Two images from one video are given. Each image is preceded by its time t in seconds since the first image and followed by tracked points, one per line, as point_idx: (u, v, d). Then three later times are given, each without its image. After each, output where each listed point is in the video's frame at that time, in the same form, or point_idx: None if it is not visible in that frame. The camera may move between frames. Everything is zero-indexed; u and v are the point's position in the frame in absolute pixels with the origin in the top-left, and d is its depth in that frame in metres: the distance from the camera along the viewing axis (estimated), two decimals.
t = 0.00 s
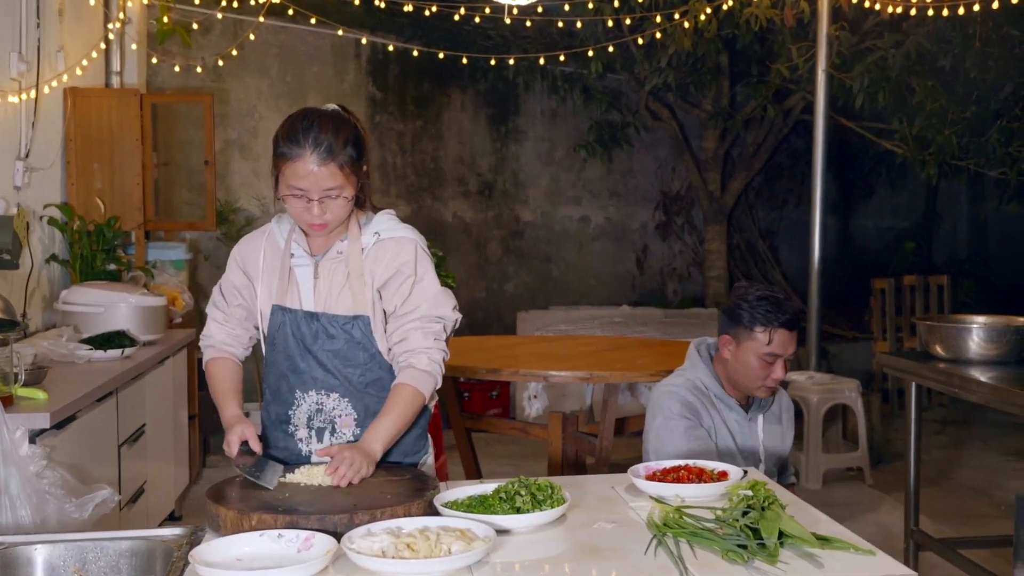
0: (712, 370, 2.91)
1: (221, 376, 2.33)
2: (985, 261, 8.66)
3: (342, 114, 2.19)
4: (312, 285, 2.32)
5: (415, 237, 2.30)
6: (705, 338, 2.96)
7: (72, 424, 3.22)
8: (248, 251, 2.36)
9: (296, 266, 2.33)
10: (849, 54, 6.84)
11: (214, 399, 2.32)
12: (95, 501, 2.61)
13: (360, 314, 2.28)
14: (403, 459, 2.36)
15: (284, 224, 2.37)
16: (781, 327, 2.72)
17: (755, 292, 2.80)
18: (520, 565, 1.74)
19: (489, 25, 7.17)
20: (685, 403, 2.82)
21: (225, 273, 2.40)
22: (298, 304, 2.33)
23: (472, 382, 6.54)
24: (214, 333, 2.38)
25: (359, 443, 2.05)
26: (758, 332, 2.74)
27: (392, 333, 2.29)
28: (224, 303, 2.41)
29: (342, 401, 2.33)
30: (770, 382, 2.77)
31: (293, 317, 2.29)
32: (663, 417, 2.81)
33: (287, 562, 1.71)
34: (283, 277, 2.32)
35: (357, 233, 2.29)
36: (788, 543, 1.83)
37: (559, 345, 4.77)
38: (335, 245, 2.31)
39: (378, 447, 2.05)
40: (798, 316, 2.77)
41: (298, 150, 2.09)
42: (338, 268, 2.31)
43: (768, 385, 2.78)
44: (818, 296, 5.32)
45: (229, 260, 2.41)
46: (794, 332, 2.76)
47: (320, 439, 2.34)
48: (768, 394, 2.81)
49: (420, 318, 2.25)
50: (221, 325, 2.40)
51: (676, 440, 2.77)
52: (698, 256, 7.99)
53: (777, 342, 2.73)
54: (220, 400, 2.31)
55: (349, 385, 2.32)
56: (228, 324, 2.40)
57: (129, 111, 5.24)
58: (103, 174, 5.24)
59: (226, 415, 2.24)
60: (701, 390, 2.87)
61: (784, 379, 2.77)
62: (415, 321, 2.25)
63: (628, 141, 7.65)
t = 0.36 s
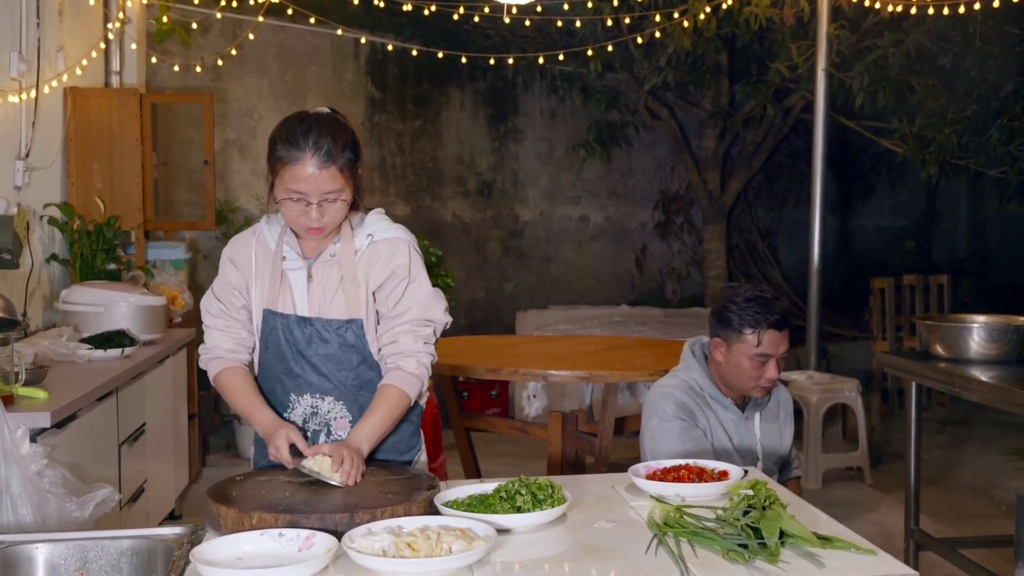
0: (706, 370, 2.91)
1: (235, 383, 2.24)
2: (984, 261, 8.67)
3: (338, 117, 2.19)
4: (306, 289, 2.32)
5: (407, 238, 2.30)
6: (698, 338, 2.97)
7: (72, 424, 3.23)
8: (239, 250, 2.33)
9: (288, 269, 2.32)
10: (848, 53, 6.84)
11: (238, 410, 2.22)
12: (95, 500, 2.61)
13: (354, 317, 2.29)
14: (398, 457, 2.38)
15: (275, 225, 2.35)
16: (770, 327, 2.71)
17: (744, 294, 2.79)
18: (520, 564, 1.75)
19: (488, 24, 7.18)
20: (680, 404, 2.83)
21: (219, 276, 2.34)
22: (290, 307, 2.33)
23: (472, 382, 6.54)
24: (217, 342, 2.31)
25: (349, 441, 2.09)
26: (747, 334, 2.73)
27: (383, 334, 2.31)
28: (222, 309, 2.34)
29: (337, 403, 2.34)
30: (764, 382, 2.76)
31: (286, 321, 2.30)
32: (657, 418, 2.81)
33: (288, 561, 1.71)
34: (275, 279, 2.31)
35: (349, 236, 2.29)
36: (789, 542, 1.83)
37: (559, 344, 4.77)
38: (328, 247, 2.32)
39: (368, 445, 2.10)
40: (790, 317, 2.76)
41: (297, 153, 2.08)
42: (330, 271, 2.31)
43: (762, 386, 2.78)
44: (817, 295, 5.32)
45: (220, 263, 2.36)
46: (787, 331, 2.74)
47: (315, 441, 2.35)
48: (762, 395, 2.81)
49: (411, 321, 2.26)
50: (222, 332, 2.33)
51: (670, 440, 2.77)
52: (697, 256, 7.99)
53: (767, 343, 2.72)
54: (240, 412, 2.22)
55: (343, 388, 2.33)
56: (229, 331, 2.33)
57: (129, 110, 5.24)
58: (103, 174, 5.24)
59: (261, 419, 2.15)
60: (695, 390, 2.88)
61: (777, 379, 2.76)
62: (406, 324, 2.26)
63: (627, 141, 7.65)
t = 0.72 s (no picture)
0: (701, 371, 2.92)
1: (235, 394, 2.23)
2: (987, 261, 8.67)
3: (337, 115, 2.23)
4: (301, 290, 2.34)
5: (398, 238, 2.39)
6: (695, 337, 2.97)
7: (75, 423, 3.23)
8: (225, 252, 2.29)
9: (281, 270, 2.33)
10: (850, 52, 6.83)
11: (246, 419, 2.21)
12: (98, 499, 2.63)
13: (353, 316, 2.33)
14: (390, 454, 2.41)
15: (260, 227, 2.35)
16: (757, 331, 2.71)
17: (732, 296, 2.78)
18: (522, 564, 1.75)
19: (490, 24, 7.18)
20: (674, 405, 2.84)
21: (206, 284, 2.29)
22: (284, 309, 2.33)
23: (474, 381, 6.54)
24: (210, 351, 2.28)
25: (351, 433, 2.15)
26: (733, 337, 2.74)
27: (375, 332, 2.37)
28: (212, 317, 2.30)
29: (336, 404, 2.36)
30: (753, 386, 2.77)
31: (284, 322, 2.30)
32: (653, 420, 2.82)
33: (290, 561, 1.72)
34: (268, 281, 2.31)
35: (343, 237, 2.34)
36: (792, 542, 1.83)
37: (560, 344, 4.77)
38: (321, 248, 2.34)
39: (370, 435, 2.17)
40: (779, 317, 2.74)
41: (305, 146, 2.10)
42: (325, 272, 2.34)
43: (753, 388, 2.78)
44: (819, 295, 5.32)
45: (201, 270, 2.30)
46: (774, 334, 2.73)
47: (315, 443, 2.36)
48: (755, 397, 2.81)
49: (402, 319, 2.35)
50: (214, 342, 2.29)
51: (665, 442, 2.79)
52: (699, 255, 8.00)
53: (752, 346, 2.72)
54: (246, 417, 2.21)
55: (341, 388, 2.36)
56: (220, 340, 2.30)
57: (133, 110, 5.25)
58: (106, 174, 5.25)
59: (268, 425, 2.16)
60: (691, 392, 2.88)
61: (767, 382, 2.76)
62: (400, 321, 2.35)
63: (629, 140, 7.66)
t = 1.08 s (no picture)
0: (702, 372, 2.91)
1: (250, 384, 2.19)
2: (991, 260, 8.65)
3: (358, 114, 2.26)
4: (318, 287, 2.36)
5: (407, 239, 2.51)
6: (695, 337, 2.96)
7: (79, 423, 3.24)
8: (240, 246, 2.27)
9: (299, 267, 2.34)
10: (855, 52, 6.82)
11: (267, 404, 2.18)
12: (102, 500, 2.63)
13: (370, 314, 2.38)
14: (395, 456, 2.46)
15: (272, 223, 2.34)
16: (751, 329, 2.71)
17: (728, 294, 2.78)
18: (525, 564, 1.75)
19: (493, 24, 7.17)
20: (675, 406, 2.83)
21: (216, 275, 2.25)
22: (300, 307, 2.33)
23: (478, 381, 6.54)
24: (223, 344, 2.23)
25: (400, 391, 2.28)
26: (726, 334, 2.75)
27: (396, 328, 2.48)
28: (222, 310, 2.25)
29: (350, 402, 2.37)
30: (748, 385, 2.76)
31: (301, 320, 2.31)
32: (654, 421, 2.82)
33: (293, 560, 1.71)
34: (286, 278, 2.31)
35: (359, 236, 2.41)
36: (796, 543, 1.82)
37: (563, 344, 4.77)
38: (337, 247, 2.40)
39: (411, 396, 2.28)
40: (775, 314, 2.74)
41: (333, 143, 2.14)
42: (341, 270, 2.38)
43: (748, 388, 2.77)
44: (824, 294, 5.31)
45: (210, 263, 2.26)
46: (769, 332, 2.73)
47: (327, 442, 2.37)
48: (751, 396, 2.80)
49: (420, 314, 2.49)
50: (226, 336, 2.24)
51: (666, 443, 2.77)
52: (703, 256, 8.01)
53: (745, 344, 2.72)
54: (268, 402, 2.18)
55: (356, 388, 2.38)
56: (230, 333, 2.25)
57: (136, 111, 5.26)
58: (110, 174, 5.25)
59: (299, 400, 2.14)
60: (691, 392, 2.88)
61: (761, 380, 2.75)
62: (419, 316, 2.48)
63: (633, 141, 7.66)
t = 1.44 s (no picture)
0: (690, 372, 2.92)
1: (316, 373, 2.26)
2: (993, 260, 8.65)
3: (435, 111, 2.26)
4: (387, 284, 2.39)
5: (484, 240, 2.48)
6: (680, 339, 2.99)
7: (81, 423, 3.24)
8: (314, 239, 2.34)
9: (369, 263, 2.38)
10: (856, 52, 6.81)
11: (333, 396, 2.25)
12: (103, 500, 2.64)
13: (435, 316, 2.39)
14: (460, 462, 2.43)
15: (348, 217, 2.39)
16: (731, 321, 2.77)
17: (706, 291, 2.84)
18: (526, 564, 1.75)
19: (495, 25, 7.16)
20: (666, 408, 2.83)
21: (290, 264, 2.33)
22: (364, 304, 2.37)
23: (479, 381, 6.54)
24: (292, 335, 2.32)
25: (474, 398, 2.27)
26: (707, 329, 2.81)
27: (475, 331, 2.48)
28: (294, 300, 2.34)
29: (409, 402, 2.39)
30: (732, 378, 2.81)
31: (364, 316, 2.35)
32: (646, 425, 2.82)
33: (295, 561, 1.71)
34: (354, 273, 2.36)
35: (433, 234, 2.41)
36: (796, 542, 1.82)
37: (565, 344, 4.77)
38: (411, 245, 2.41)
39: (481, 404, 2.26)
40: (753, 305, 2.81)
41: (404, 143, 2.15)
42: (412, 270, 2.40)
43: (733, 380, 2.82)
44: (826, 294, 5.29)
45: (286, 252, 2.34)
46: (748, 323, 2.79)
47: (382, 440, 2.41)
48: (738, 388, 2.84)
49: (498, 316, 2.48)
50: (296, 326, 2.32)
51: (660, 446, 2.77)
52: (704, 256, 8.05)
53: (725, 336, 2.78)
54: (335, 396, 2.25)
55: (417, 389, 2.40)
56: (301, 323, 2.34)
57: (137, 111, 5.25)
58: (111, 174, 5.25)
59: (359, 395, 2.19)
60: (681, 394, 2.88)
61: (744, 372, 2.80)
62: (498, 317, 2.48)
63: (634, 141, 7.67)
